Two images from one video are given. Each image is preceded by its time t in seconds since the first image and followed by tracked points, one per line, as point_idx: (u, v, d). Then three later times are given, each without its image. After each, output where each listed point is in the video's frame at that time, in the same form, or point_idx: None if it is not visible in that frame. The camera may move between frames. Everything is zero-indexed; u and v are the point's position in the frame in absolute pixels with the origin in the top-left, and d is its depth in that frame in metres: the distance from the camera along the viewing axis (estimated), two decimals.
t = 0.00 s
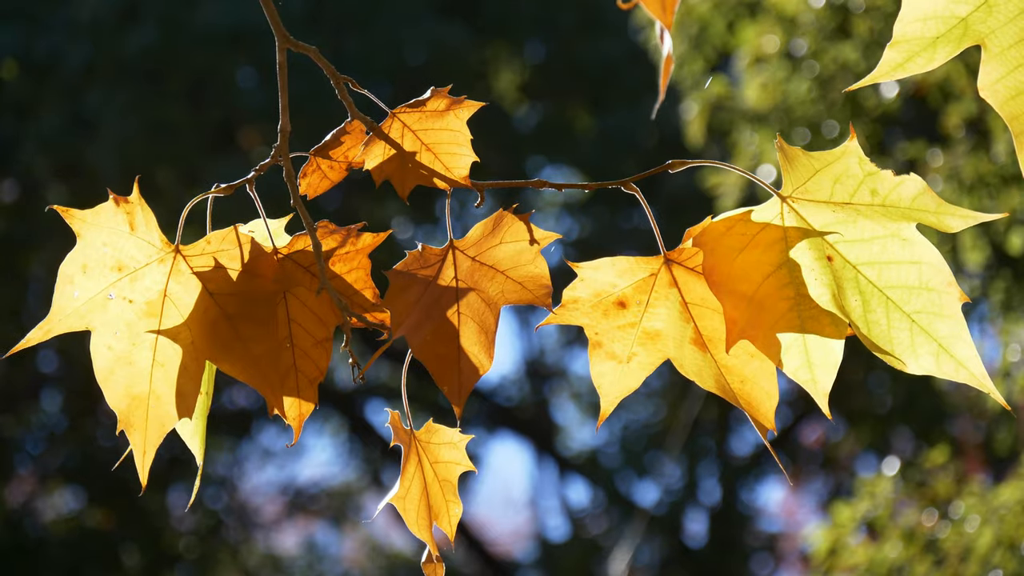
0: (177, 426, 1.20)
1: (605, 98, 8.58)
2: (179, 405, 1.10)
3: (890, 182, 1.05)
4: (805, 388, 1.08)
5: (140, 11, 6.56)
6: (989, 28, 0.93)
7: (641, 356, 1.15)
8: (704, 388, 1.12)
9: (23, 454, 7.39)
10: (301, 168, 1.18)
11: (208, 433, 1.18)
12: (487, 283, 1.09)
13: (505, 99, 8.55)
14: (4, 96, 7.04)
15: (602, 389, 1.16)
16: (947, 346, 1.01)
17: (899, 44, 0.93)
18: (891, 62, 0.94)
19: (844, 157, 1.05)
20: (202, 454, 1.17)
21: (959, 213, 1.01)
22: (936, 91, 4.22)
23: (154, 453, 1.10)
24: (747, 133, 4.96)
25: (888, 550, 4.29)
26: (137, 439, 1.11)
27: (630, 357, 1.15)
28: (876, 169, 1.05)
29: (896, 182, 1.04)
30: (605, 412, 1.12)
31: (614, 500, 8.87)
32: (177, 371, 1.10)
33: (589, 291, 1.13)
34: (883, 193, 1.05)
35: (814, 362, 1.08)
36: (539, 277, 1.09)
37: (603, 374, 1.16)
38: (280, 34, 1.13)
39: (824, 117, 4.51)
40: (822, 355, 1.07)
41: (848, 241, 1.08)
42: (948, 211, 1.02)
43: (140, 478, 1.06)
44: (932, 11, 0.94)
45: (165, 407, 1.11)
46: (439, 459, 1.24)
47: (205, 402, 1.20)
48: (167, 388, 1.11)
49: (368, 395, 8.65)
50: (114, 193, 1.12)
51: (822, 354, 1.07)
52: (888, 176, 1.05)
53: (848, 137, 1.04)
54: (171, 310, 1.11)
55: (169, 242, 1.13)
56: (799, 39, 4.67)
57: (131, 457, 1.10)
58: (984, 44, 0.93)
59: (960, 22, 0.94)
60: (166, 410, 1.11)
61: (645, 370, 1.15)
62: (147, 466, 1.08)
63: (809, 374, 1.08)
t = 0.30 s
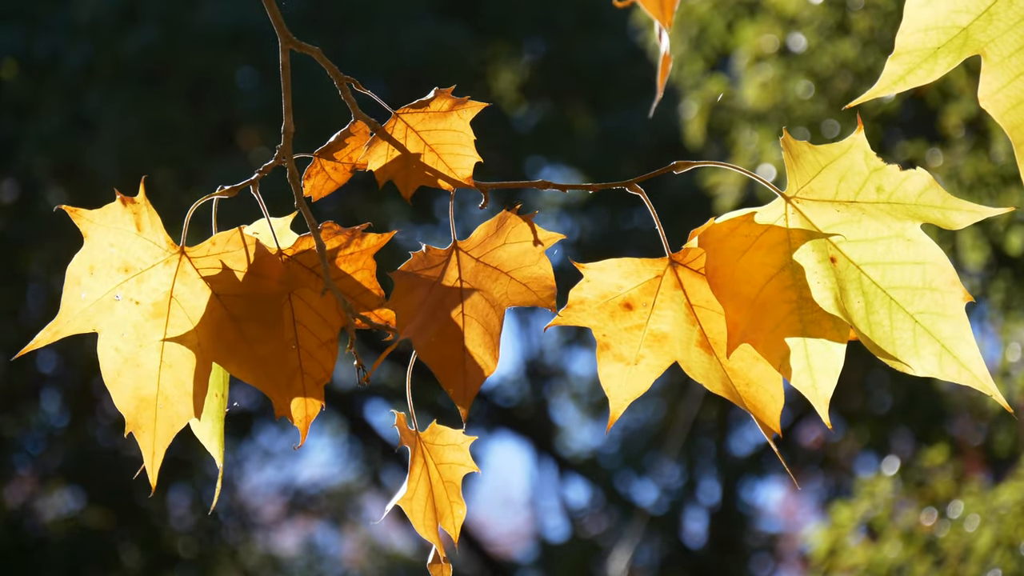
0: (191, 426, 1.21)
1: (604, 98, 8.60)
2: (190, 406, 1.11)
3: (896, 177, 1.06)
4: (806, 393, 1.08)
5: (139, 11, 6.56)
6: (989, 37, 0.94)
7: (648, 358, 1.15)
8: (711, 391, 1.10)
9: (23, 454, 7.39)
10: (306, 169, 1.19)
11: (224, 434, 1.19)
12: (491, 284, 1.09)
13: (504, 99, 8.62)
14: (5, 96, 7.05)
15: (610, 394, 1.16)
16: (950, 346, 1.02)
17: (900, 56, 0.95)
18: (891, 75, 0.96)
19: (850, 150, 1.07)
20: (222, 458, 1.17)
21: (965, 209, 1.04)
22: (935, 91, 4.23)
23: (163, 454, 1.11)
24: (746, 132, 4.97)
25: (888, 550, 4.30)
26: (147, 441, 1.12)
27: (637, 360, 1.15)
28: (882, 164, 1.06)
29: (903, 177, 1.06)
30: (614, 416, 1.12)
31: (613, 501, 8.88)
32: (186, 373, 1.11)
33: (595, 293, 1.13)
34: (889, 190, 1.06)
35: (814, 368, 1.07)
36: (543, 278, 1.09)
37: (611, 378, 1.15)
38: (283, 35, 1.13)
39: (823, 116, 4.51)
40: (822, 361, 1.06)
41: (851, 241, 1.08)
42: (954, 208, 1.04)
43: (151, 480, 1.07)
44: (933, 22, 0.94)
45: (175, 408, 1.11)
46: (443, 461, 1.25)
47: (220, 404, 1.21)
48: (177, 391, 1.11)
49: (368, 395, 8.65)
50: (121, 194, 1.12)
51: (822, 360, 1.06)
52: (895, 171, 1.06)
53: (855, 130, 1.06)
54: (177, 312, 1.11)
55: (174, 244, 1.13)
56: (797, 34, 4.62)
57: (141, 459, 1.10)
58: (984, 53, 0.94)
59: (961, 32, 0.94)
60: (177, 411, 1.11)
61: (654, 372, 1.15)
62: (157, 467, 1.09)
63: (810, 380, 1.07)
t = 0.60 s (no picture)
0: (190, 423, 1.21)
1: (604, 98, 8.62)
2: (189, 405, 1.11)
3: (900, 166, 1.06)
4: (818, 378, 1.09)
5: (139, 11, 6.56)
6: (993, 41, 0.95)
7: (660, 342, 1.16)
8: (723, 372, 1.10)
9: (23, 454, 7.40)
10: (310, 166, 1.19)
11: (219, 428, 1.20)
12: (501, 280, 1.09)
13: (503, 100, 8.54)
14: (4, 96, 7.05)
15: (623, 377, 1.16)
16: (959, 331, 1.03)
17: (906, 63, 0.95)
18: (897, 82, 0.96)
19: (854, 139, 1.07)
20: (215, 452, 1.18)
21: (969, 196, 1.04)
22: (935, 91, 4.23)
23: (164, 453, 1.11)
24: (746, 132, 4.97)
25: (888, 550, 4.31)
26: (148, 439, 1.12)
27: (649, 344, 1.16)
28: (886, 153, 1.05)
29: (906, 167, 1.06)
30: (627, 399, 1.12)
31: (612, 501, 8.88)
32: (187, 370, 1.11)
33: (604, 282, 1.14)
34: (894, 178, 1.06)
35: (826, 353, 1.08)
36: (552, 273, 1.09)
37: (624, 362, 1.16)
38: (288, 34, 1.14)
39: (823, 117, 4.56)
40: (834, 347, 1.07)
41: (857, 229, 1.08)
42: (958, 194, 1.04)
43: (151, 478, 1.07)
44: (937, 27, 0.95)
45: (176, 407, 1.12)
46: (451, 454, 1.26)
47: (216, 398, 1.22)
48: (179, 389, 1.12)
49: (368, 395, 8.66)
50: (123, 193, 1.12)
51: (834, 346, 1.07)
52: (898, 160, 1.06)
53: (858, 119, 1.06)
54: (180, 309, 1.12)
55: (178, 241, 1.13)
56: (798, 34, 4.68)
57: (142, 455, 1.11)
58: (988, 56, 0.95)
59: (966, 37, 0.95)
60: (178, 410, 1.12)
61: (666, 355, 1.16)
62: (158, 465, 1.09)
63: (822, 366, 1.08)
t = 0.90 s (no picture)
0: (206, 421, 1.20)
1: (605, 101, 8.59)
2: (205, 401, 1.12)
3: (904, 168, 1.07)
4: (821, 370, 1.08)
5: (140, 11, 6.56)
6: (1000, 27, 0.95)
7: (656, 337, 1.16)
8: (721, 365, 1.10)
9: (22, 454, 7.39)
10: (314, 164, 1.20)
11: (238, 429, 1.20)
12: (503, 278, 1.10)
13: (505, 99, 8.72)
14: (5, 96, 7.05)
15: (618, 371, 1.15)
16: (963, 328, 1.03)
17: (910, 47, 0.95)
18: (901, 65, 0.96)
19: (857, 144, 1.07)
20: (236, 453, 1.17)
21: (973, 198, 1.04)
22: (936, 91, 4.24)
23: (180, 450, 1.11)
24: (746, 133, 4.99)
25: (888, 549, 4.31)
26: (163, 437, 1.12)
27: (645, 339, 1.16)
28: (888, 155, 1.06)
29: (910, 168, 1.06)
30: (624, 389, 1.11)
31: (612, 501, 8.89)
32: (200, 368, 1.12)
33: (603, 278, 1.14)
34: (896, 179, 1.06)
35: (828, 345, 1.08)
36: (555, 273, 1.11)
37: (620, 357, 1.15)
38: (291, 32, 1.14)
39: (823, 117, 4.60)
40: (836, 338, 1.07)
41: (860, 226, 1.09)
42: (962, 198, 1.04)
43: (168, 476, 1.07)
44: (943, 14, 0.95)
45: (190, 403, 1.12)
46: (453, 454, 1.27)
47: (233, 398, 1.22)
48: (191, 386, 1.13)
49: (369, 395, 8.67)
50: (132, 190, 1.13)
51: (836, 337, 1.07)
52: (902, 162, 1.07)
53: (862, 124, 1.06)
54: (189, 308, 1.13)
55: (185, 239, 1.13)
56: (798, 36, 4.63)
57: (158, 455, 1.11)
58: (994, 42, 0.95)
59: (971, 24, 0.95)
60: (193, 406, 1.12)
61: (662, 349, 1.15)
62: (175, 463, 1.09)
63: (824, 357, 1.08)
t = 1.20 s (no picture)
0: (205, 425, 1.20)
1: (605, 102, 8.65)
2: (198, 405, 1.13)
3: (900, 170, 1.06)
4: (819, 382, 1.09)
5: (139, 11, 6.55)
6: (1005, 17, 0.95)
7: (664, 344, 1.15)
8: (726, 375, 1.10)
9: (21, 454, 7.38)
10: (315, 167, 1.19)
11: (236, 432, 1.20)
12: (510, 279, 1.09)
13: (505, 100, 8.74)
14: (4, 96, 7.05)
15: (627, 377, 1.16)
16: (958, 338, 1.02)
17: (915, 34, 0.95)
18: (906, 53, 0.96)
19: (854, 143, 1.07)
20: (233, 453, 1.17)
21: (968, 203, 1.03)
22: (935, 91, 4.24)
23: (171, 453, 1.14)
24: (746, 133, 5.00)
25: (887, 549, 4.32)
26: (154, 440, 1.14)
27: (653, 345, 1.16)
28: (886, 157, 1.06)
29: (906, 170, 1.06)
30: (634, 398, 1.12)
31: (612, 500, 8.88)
32: (195, 371, 1.13)
33: (608, 282, 1.14)
34: (894, 182, 1.06)
35: (826, 357, 1.08)
36: (561, 270, 1.09)
37: (627, 362, 1.16)
38: (291, 34, 1.14)
39: (822, 118, 4.58)
40: (834, 351, 1.07)
41: (859, 233, 1.09)
42: (958, 201, 1.04)
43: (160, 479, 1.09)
44: (948, 3, 0.95)
45: (181, 408, 1.14)
46: (458, 449, 1.26)
47: (230, 398, 1.21)
48: (185, 391, 1.13)
49: (369, 395, 8.66)
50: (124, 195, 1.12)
51: (834, 350, 1.07)
52: (898, 164, 1.06)
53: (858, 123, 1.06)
54: (185, 310, 1.13)
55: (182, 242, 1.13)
56: (796, 35, 4.65)
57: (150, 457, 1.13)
58: (1000, 31, 0.95)
59: (976, 13, 0.95)
60: (184, 410, 1.13)
61: (671, 356, 1.15)
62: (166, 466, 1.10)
63: (822, 370, 1.08)
